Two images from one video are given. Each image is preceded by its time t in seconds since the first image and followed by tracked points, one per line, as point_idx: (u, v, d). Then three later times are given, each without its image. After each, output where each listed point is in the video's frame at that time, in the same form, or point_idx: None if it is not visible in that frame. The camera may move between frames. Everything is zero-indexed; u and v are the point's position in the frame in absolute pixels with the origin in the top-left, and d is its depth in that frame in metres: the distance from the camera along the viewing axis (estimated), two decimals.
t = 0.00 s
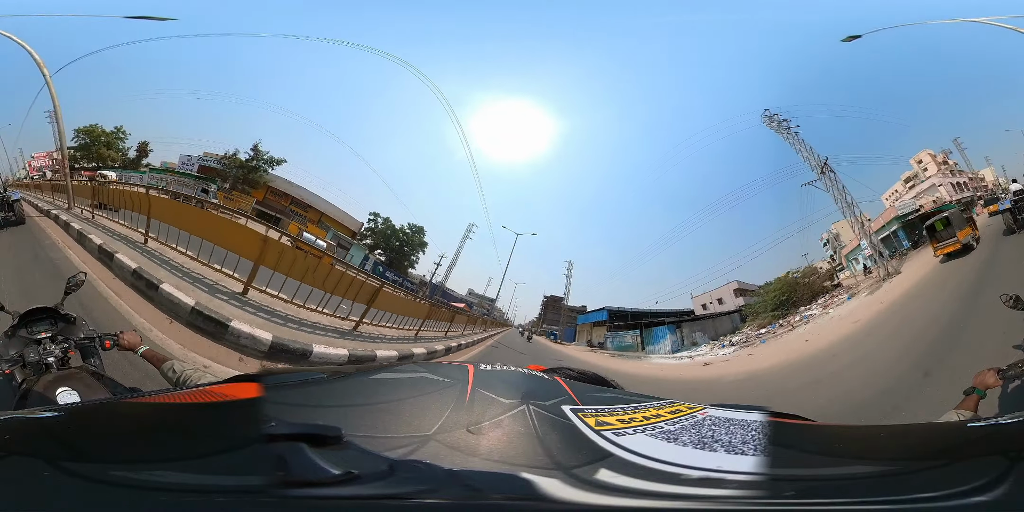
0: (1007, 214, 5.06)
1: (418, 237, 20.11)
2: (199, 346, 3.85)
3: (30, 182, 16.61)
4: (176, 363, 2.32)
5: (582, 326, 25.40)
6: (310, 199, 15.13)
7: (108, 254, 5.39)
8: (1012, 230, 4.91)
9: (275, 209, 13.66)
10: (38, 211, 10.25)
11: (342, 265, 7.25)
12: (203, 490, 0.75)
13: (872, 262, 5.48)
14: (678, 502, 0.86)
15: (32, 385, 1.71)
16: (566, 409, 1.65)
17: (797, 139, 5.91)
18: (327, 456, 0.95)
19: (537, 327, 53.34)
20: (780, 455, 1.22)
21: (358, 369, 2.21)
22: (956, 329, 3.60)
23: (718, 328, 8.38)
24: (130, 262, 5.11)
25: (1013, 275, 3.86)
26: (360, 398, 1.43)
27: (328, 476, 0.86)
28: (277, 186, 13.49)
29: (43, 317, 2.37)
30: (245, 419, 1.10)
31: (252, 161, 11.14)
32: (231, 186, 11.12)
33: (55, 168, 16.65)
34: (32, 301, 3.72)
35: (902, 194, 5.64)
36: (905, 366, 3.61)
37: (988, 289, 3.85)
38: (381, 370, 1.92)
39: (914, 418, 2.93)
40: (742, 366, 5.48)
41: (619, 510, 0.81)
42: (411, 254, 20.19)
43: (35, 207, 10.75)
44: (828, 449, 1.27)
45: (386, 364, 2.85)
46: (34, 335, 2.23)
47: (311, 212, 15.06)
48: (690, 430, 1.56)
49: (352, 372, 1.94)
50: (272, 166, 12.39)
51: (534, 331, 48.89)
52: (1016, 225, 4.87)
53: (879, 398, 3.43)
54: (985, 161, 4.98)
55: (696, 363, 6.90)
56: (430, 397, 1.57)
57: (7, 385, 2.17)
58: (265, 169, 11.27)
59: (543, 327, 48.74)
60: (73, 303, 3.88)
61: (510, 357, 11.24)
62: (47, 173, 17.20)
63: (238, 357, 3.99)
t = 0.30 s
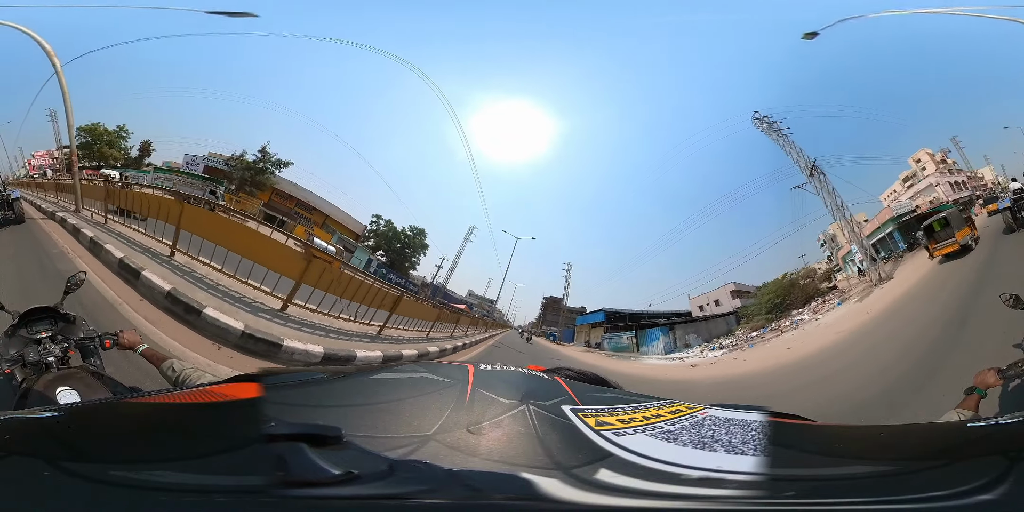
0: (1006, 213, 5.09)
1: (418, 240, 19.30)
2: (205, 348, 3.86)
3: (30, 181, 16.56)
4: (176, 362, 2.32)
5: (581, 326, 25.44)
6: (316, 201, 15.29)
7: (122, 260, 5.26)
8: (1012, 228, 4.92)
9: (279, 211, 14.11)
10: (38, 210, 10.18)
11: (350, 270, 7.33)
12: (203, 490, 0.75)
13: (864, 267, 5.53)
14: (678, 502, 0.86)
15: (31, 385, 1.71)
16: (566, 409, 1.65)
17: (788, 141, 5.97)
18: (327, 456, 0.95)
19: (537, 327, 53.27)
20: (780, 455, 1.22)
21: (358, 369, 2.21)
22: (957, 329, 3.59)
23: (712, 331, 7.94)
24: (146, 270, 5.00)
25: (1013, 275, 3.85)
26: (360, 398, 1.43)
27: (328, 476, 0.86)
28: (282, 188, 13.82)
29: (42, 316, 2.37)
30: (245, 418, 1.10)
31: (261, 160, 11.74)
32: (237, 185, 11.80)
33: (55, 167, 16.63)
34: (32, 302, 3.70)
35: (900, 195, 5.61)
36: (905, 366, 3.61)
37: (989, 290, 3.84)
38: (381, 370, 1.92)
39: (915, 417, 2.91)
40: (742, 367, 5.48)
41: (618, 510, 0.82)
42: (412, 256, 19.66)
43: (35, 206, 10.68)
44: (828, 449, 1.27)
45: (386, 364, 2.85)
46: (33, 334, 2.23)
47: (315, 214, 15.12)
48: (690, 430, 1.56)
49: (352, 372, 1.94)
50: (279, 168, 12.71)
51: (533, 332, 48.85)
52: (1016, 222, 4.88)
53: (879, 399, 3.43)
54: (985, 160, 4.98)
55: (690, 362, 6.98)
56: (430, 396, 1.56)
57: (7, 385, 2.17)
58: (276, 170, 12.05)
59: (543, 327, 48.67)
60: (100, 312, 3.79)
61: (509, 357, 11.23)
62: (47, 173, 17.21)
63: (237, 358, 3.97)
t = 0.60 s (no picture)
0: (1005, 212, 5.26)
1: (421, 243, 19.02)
2: (206, 348, 3.86)
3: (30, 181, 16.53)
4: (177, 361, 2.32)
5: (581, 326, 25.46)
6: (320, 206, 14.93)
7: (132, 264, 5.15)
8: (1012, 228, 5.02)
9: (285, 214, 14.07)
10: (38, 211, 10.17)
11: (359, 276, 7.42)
12: (203, 490, 0.75)
13: (856, 269, 5.16)
14: (677, 502, 0.86)
15: (31, 385, 1.71)
16: (566, 409, 1.65)
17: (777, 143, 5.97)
18: (327, 456, 0.95)
19: (536, 327, 53.27)
20: (780, 455, 1.22)
21: (358, 369, 2.21)
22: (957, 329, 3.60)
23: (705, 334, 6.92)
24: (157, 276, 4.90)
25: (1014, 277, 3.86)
26: (360, 398, 1.43)
27: (328, 476, 0.86)
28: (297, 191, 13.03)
29: (42, 316, 2.37)
30: (246, 418, 1.10)
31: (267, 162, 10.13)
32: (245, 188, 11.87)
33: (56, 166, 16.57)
34: (32, 301, 3.70)
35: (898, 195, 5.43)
36: (903, 368, 3.60)
37: (990, 292, 3.85)
38: (381, 370, 1.92)
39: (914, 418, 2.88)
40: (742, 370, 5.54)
41: (619, 510, 0.81)
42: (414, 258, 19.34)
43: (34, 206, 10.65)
44: (828, 449, 1.27)
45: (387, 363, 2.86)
46: (34, 334, 2.23)
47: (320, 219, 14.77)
48: (690, 430, 1.56)
49: (352, 372, 1.93)
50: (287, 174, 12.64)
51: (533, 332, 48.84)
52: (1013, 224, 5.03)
53: (879, 399, 3.43)
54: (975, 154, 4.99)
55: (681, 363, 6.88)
56: (430, 397, 1.56)
57: (6, 384, 2.17)
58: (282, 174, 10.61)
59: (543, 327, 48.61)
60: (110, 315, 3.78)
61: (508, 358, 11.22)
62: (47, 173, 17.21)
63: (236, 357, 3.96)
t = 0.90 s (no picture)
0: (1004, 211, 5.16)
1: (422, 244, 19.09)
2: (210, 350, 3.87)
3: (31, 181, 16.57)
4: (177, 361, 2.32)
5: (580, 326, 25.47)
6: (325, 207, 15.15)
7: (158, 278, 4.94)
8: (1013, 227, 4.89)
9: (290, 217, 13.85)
10: (38, 211, 10.22)
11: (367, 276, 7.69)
12: (203, 490, 0.75)
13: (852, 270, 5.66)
14: (676, 502, 0.86)
15: (31, 385, 1.71)
16: (566, 409, 1.65)
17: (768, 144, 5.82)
18: (327, 456, 0.95)
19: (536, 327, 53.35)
20: (779, 455, 1.22)
21: (358, 369, 2.21)
22: (959, 330, 3.59)
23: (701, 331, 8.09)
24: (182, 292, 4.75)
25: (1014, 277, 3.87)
26: (360, 398, 1.43)
27: (328, 476, 0.86)
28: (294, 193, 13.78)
29: (42, 317, 2.37)
30: (246, 418, 1.11)
31: (276, 165, 6.95)
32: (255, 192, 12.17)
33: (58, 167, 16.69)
34: (32, 302, 3.70)
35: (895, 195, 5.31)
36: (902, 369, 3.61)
37: (989, 292, 3.85)
38: (381, 370, 1.92)
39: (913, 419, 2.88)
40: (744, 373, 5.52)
41: (619, 510, 0.82)
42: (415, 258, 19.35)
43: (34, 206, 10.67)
44: (827, 449, 1.27)
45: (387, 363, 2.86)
46: (34, 334, 2.23)
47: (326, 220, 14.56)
48: (690, 430, 1.56)
49: (352, 372, 1.94)
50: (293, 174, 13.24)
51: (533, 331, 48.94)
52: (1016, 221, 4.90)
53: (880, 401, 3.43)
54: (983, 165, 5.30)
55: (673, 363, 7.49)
56: (430, 396, 1.56)
57: (6, 384, 2.17)
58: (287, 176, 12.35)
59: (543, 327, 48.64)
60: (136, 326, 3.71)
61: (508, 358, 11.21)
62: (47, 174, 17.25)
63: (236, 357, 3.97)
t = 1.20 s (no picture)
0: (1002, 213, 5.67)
1: (423, 243, 19.35)
2: (209, 349, 3.86)
3: (34, 183, 16.63)
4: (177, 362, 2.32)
5: (581, 327, 25.50)
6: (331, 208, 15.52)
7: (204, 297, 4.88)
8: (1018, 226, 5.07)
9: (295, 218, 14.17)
10: (40, 211, 10.24)
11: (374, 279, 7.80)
12: (203, 490, 0.75)
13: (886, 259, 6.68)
14: (676, 502, 0.86)
15: (32, 385, 1.71)
16: (566, 409, 1.65)
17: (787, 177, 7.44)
18: (327, 456, 0.95)
19: (536, 327, 53.53)
20: (780, 455, 1.22)
21: (358, 368, 2.21)
22: (962, 332, 3.63)
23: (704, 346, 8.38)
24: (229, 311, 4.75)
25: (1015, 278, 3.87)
26: (360, 398, 1.43)
27: (328, 476, 0.86)
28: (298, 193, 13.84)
29: (43, 317, 2.37)
30: (245, 418, 1.10)
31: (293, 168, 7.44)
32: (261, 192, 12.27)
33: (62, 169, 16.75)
34: (32, 302, 3.71)
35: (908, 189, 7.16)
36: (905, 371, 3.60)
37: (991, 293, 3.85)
38: (381, 370, 1.92)
39: (912, 418, 2.90)
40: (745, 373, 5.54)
41: (619, 510, 0.81)
42: (416, 258, 19.40)
43: (35, 207, 10.68)
44: (827, 449, 1.27)
45: (386, 363, 2.86)
46: (34, 335, 2.24)
47: (330, 221, 15.47)
48: (690, 430, 1.56)
49: (352, 372, 1.93)
50: (299, 177, 13.47)
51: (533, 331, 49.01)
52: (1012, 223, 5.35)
53: (880, 400, 3.40)
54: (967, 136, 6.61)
55: (665, 366, 7.66)
56: (431, 396, 1.57)
57: (7, 385, 2.17)
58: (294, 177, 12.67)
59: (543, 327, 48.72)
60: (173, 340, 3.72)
61: (509, 357, 11.24)
62: (49, 174, 17.30)
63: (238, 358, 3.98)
